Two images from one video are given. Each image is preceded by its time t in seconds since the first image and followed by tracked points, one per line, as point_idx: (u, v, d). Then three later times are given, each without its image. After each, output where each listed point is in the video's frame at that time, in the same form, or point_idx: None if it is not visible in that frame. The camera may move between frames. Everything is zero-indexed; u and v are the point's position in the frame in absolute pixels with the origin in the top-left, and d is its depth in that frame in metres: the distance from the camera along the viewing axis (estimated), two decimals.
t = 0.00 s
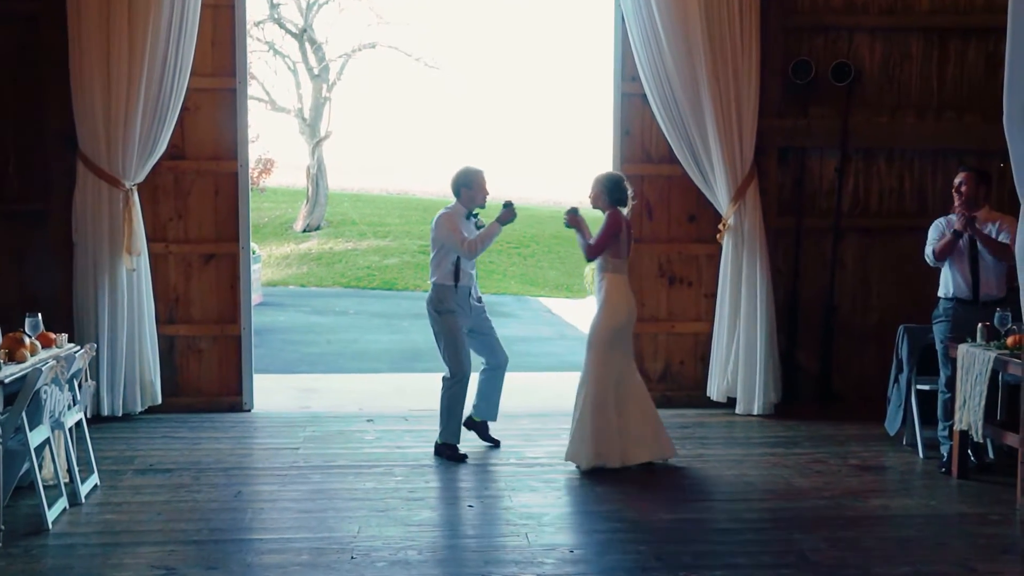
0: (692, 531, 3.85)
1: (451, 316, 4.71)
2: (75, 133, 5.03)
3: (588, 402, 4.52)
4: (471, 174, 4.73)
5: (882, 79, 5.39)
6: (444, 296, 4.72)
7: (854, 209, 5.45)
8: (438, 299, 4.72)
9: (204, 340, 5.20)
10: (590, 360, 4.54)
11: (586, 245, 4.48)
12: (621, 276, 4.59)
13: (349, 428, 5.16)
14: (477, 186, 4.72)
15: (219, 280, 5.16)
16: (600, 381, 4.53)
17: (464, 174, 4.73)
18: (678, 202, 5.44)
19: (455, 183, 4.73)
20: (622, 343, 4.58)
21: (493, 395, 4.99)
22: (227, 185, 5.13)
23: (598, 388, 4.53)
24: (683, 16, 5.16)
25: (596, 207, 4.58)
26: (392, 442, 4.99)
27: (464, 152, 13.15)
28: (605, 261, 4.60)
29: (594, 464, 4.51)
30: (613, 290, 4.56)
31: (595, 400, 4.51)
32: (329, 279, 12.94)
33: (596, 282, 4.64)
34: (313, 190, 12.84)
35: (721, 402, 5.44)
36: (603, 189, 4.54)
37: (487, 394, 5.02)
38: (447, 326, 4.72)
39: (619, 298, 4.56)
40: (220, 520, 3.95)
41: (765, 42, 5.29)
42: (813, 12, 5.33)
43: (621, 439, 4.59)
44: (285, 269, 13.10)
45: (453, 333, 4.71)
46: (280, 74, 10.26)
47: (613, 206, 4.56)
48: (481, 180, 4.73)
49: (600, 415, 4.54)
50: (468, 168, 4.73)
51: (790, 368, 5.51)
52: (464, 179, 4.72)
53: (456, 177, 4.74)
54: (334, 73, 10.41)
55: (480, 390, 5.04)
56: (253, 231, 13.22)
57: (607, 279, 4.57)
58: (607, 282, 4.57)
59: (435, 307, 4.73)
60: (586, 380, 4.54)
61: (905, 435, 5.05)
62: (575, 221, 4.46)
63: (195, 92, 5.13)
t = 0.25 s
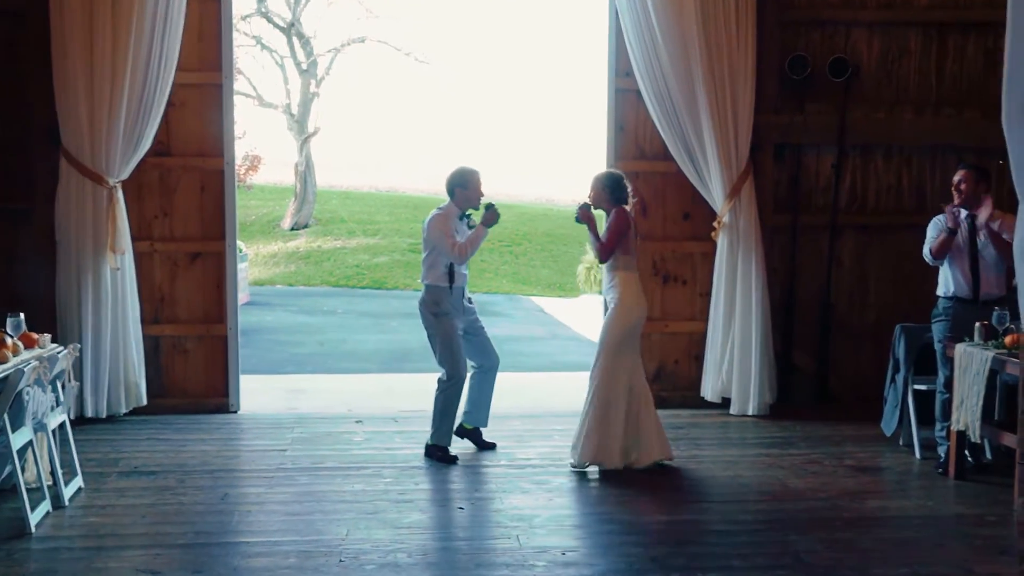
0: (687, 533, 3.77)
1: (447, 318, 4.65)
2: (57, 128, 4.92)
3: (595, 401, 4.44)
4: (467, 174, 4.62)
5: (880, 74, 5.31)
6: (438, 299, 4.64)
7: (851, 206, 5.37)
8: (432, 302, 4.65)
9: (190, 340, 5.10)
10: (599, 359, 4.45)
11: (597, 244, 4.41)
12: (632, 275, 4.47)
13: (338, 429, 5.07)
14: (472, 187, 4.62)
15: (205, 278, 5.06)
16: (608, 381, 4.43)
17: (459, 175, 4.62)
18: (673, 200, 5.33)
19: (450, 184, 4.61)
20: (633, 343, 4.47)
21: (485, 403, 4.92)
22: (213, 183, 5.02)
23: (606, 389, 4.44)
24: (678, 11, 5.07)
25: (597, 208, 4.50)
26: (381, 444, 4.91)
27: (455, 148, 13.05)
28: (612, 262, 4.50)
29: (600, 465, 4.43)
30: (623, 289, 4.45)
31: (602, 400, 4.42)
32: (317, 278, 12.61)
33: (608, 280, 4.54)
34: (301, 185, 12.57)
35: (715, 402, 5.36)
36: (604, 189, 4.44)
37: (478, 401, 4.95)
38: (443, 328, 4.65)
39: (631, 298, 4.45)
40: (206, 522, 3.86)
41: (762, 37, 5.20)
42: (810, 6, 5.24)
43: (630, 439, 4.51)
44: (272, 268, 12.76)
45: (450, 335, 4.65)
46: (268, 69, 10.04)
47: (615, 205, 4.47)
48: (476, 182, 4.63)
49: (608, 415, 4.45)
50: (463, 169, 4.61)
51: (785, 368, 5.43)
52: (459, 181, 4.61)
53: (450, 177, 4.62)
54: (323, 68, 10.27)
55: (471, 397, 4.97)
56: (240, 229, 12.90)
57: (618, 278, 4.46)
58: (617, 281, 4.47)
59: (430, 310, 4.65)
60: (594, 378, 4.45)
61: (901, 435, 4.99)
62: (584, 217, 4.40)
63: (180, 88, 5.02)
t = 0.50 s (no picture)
0: (680, 538, 3.66)
1: (435, 319, 4.52)
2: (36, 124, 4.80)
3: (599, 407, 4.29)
4: (454, 168, 4.51)
5: (879, 69, 5.19)
6: (428, 298, 4.52)
7: (849, 203, 5.25)
8: (421, 301, 4.52)
9: (172, 341, 4.98)
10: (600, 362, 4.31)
11: (596, 242, 4.28)
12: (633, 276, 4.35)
13: (323, 432, 4.95)
14: (459, 182, 4.51)
15: (187, 278, 4.95)
16: (611, 385, 4.30)
17: (447, 169, 4.51)
18: (667, 198, 5.21)
19: (437, 180, 4.50)
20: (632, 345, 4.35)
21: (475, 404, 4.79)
22: (195, 180, 4.90)
23: (609, 393, 4.29)
24: (672, 3, 4.95)
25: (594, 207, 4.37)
26: (368, 448, 4.79)
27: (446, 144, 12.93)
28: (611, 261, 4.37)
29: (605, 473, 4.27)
30: (624, 290, 4.33)
31: (606, 405, 4.28)
32: (301, 277, 12.42)
33: (606, 283, 4.41)
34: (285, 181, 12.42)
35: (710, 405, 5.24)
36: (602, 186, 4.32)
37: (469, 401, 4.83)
38: (432, 328, 4.53)
39: (632, 299, 4.33)
40: (189, 528, 3.75)
41: (758, 31, 5.08)
42: None
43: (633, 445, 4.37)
44: (256, 266, 12.59)
45: (439, 335, 4.52)
46: (251, 62, 9.92)
47: (614, 203, 4.34)
48: (463, 177, 4.51)
49: (611, 421, 4.31)
50: (450, 163, 4.49)
51: (782, 369, 5.31)
52: (446, 177, 4.50)
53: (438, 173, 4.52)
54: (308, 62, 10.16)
55: (461, 397, 4.85)
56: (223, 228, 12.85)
57: (619, 278, 4.34)
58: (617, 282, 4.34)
59: (419, 309, 4.53)
60: (597, 383, 4.31)
61: (900, 438, 4.88)
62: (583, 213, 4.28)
63: (161, 83, 4.89)
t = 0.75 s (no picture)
0: (676, 548, 3.48)
1: (424, 319, 4.37)
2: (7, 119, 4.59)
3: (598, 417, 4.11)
4: (435, 159, 4.34)
5: (882, 62, 5.02)
6: (417, 297, 4.37)
7: (851, 202, 5.09)
8: (409, 300, 4.36)
9: (148, 344, 4.77)
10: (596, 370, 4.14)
11: (594, 239, 4.09)
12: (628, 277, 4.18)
13: (306, 439, 4.74)
14: (442, 174, 4.34)
15: (165, 278, 4.75)
16: (609, 393, 4.12)
17: (427, 162, 4.34)
18: (663, 196, 5.03)
19: (419, 174, 4.34)
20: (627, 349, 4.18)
21: (463, 409, 4.63)
22: (174, 176, 4.70)
23: (609, 402, 4.12)
24: None
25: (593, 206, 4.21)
26: (352, 455, 4.59)
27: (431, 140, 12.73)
28: (609, 261, 4.18)
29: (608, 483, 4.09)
30: (617, 292, 4.16)
31: (604, 414, 4.10)
32: (283, 276, 12.42)
33: (600, 285, 4.24)
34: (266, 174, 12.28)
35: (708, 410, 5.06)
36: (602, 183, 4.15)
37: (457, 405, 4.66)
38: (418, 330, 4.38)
39: (627, 301, 4.16)
40: (165, 539, 3.55)
41: (757, 23, 4.91)
42: None
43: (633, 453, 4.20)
44: (237, 267, 12.63)
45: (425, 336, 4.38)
46: (231, 54, 9.78)
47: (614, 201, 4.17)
48: (446, 167, 4.34)
49: (611, 431, 4.13)
50: (430, 155, 4.33)
51: (782, 374, 5.14)
52: (426, 172, 4.34)
53: (418, 167, 4.35)
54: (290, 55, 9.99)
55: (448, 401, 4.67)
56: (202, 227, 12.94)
57: (614, 279, 4.16)
58: (609, 285, 4.17)
59: (407, 309, 4.37)
60: (594, 392, 4.13)
61: (904, 445, 4.70)
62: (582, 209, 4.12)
63: (138, 75, 4.69)
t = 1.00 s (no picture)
0: (688, 568, 3.18)
1: (413, 321, 4.11)
2: None
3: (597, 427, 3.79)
4: (413, 150, 4.17)
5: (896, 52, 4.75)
6: (407, 297, 4.11)
7: (864, 198, 4.81)
8: (399, 301, 4.11)
9: (119, 351, 4.47)
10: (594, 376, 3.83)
11: (593, 235, 3.77)
12: (628, 277, 3.88)
13: (287, 454, 4.43)
14: (425, 162, 4.16)
15: (137, 281, 4.46)
16: (609, 401, 3.81)
17: (406, 154, 4.16)
18: (666, 192, 4.74)
19: (401, 167, 4.14)
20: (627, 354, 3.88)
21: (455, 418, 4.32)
22: (147, 173, 4.43)
23: (608, 410, 3.80)
24: None
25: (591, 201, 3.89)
26: (336, 471, 4.28)
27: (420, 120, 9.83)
28: (609, 261, 3.88)
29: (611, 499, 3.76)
30: (616, 292, 3.86)
31: (604, 423, 3.79)
32: (268, 283, 13.01)
33: (597, 287, 3.94)
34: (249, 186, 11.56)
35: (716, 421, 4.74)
36: (603, 177, 3.84)
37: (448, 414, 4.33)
38: (406, 333, 4.12)
39: (627, 303, 3.86)
40: (135, 560, 3.23)
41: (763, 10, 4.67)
42: None
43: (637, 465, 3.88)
44: (215, 270, 12.78)
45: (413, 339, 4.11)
46: (205, 42, 8.88)
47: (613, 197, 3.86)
48: (427, 155, 4.17)
49: (612, 442, 3.81)
50: (408, 146, 4.16)
51: (793, 382, 4.84)
52: (407, 164, 4.15)
53: (398, 161, 4.16)
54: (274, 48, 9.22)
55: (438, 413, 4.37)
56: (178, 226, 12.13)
57: (613, 281, 3.86)
58: (607, 285, 3.88)
59: (397, 311, 4.10)
60: (592, 400, 3.82)
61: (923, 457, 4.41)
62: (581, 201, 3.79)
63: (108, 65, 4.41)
